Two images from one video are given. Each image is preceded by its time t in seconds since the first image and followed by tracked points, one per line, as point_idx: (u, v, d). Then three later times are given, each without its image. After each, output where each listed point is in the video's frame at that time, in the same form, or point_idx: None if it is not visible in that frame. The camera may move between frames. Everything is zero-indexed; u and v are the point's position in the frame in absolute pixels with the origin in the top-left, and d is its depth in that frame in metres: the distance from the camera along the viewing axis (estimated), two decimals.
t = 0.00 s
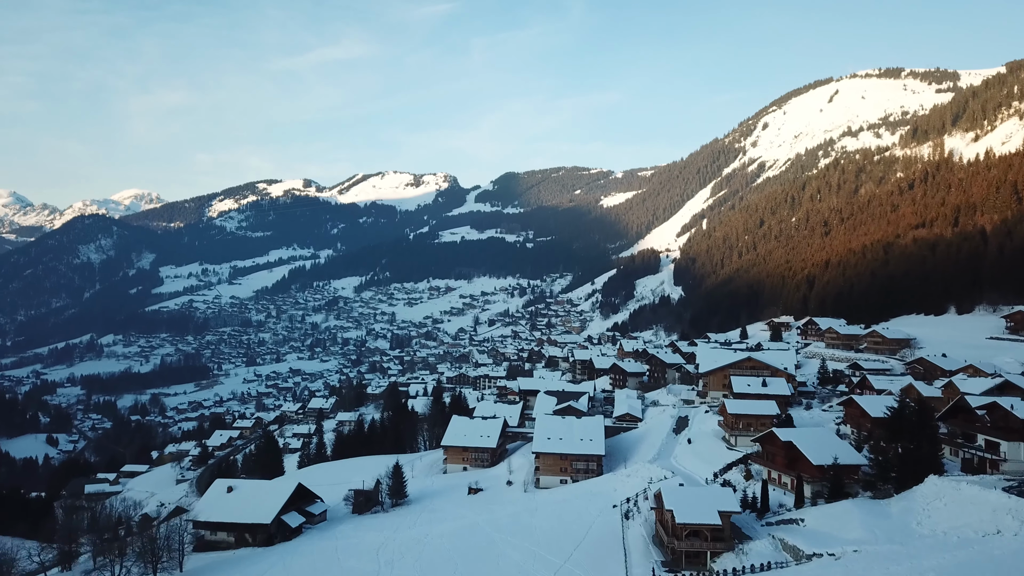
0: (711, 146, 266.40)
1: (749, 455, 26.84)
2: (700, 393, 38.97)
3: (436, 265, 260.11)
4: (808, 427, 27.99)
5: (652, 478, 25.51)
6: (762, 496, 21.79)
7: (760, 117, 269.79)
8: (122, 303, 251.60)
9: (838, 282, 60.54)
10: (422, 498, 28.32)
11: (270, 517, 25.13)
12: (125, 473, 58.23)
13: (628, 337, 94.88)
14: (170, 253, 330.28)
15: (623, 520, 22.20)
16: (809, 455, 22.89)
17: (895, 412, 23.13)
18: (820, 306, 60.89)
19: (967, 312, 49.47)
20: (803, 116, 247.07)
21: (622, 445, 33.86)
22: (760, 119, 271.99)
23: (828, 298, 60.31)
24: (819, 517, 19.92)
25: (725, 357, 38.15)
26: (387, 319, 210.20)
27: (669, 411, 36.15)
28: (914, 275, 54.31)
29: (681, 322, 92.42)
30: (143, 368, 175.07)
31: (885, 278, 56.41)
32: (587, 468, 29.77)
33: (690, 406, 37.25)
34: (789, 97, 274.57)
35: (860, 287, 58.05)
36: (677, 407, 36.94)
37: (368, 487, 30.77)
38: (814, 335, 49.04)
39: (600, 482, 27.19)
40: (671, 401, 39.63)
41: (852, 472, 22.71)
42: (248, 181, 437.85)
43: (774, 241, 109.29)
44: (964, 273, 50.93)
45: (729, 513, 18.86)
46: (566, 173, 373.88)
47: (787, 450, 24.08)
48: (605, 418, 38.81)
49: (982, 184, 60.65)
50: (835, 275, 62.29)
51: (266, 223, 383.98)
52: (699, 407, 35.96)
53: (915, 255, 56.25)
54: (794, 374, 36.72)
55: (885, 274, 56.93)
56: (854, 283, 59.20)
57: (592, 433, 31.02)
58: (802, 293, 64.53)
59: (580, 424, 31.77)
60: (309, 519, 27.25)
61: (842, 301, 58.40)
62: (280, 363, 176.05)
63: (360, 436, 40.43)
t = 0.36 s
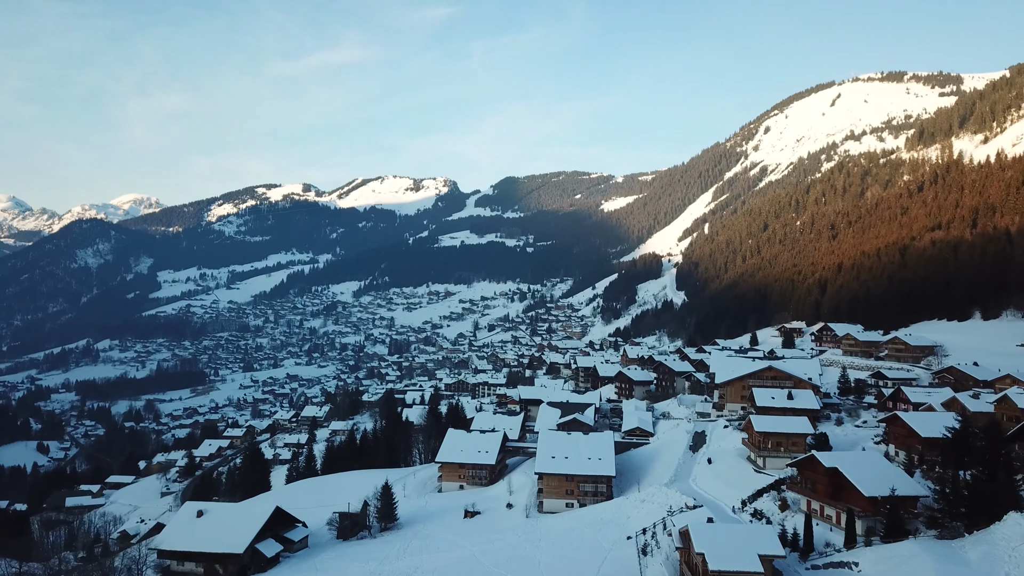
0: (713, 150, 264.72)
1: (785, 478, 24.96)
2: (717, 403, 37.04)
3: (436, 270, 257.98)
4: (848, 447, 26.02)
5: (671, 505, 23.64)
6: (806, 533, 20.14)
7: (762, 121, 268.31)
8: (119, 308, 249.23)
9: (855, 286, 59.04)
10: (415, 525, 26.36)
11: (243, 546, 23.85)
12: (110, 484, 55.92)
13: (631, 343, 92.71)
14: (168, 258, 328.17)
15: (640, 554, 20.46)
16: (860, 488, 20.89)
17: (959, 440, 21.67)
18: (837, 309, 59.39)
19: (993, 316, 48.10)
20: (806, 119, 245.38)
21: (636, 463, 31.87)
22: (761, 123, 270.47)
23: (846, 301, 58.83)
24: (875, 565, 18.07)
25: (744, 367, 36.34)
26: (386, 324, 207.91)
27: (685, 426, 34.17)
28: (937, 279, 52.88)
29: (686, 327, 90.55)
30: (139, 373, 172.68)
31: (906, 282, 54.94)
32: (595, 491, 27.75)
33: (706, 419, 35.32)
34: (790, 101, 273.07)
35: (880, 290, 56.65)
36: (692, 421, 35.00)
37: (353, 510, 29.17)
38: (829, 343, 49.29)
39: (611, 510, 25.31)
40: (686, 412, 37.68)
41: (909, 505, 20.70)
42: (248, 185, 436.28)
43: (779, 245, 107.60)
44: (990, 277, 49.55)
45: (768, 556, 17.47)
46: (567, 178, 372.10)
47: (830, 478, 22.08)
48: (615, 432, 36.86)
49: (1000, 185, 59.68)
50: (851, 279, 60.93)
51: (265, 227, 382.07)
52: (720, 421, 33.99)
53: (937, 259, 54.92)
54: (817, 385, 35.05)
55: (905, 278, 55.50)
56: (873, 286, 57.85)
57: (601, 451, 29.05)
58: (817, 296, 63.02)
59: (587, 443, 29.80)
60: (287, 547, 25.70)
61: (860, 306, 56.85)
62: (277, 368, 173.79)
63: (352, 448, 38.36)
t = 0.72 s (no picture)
0: (714, 155, 263.47)
1: (828, 509, 22.88)
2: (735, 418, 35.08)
3: (435, 276, 256.11)
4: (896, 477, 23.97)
5: (692, 537, 21.73)
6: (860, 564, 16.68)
7: (763, 127, 267.28)
8: (115, 314, 246.91)
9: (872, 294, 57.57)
10: (406, 556, 24.43)
11: None
12: (94, 498, 53.80)
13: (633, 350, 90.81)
14: (166, 264, 326.24)
15: None
16: (924, 526, 18.22)
17: None
18: (853, 317, 58.05)
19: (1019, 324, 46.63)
20: (807, 125, 244.27)
21: (651, 485, 29.93)
22: (762, 129, 269.47)
23: (863, 309, 57.51)
24: None
25: (764, 380, 34.43)
26: (385, 331, 205.84)
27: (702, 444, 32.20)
28: (958, 287, 51.45)
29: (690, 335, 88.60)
30: (134, 380, 170.33)
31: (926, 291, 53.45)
32: (604, 519, 25.79)
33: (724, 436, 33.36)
34: (791, 107, 272.14)
35: (898, 298, 55.34)
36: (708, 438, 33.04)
37: (337, 537, 27.12)
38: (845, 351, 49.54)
39: (623, 542, 23.37)
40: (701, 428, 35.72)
41: (985, 545, 17.86)
42: (246, 192, 434.93)
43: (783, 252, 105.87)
44: (1015, 283, 48.06)
45: None
46: (566, 184, 370.76)
47: (886, 515, 19.56)
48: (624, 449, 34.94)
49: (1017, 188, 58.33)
50: (866, 286, 59.64)
51: (264, 234, 380.34)
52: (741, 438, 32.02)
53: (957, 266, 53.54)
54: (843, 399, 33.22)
55: (924, 286, 54.03)
56: (890, 293, 56.57)
57: (610, 474, 27.14)
58: (831, 303, 61.71)
59: (595, 465, 27.84)
60: None
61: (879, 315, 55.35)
62: (274, 375, 171.53)
63: (342, 463, 36.50)
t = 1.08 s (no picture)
0: (715, 161, 262.14)
1: (885, 550, 20.41)
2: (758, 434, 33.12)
3: (434, 282, 254.16)
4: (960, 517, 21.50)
5: None
6: None
7: (764, 133, 266.29)
8: (112, 321, 244.65)
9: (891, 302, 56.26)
10: None
11: None
12: (76, 512, 51.57)
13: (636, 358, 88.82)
14: (164, 270, 324.03)
15: None
16: None
17: None
18: (871, 326, 56.82)
19: None
20: (808, 131, 243.14)
21: (669, 507, 27.89)
22: (763, 135, 268.42)
23: (882, 318, 56.24)
24: None
25: (787, 394, 32.48)
26: (383, 338, 203.70)
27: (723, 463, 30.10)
28: (982, 293, 50.12)
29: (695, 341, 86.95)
30: (130, 387, 168.01)
31: (948, 297, 52.10)
32: (614, 551, 23.73)
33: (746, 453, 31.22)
34: (792, 113, 271.11)
35: (918, 305, 54.05)
36: (727, 456, 31.03)
37: (321, 568, 25.04)
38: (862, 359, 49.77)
39: None
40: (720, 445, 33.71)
41: None
42: (245, 198, 433.35)
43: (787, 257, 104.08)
44: None
45: None
46: (566, 190, 369.28)
47: (966, 565, 16.57)
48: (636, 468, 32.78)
49: None
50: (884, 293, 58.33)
51: (262, 240, 378.54)
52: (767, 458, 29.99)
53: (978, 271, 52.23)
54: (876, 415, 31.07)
55: (945, 292, 52.73)
56: (910, 301, 55.26)
57: (624, 501, 25.01)
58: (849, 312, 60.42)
59: (608, 491, 25.71)
60: None
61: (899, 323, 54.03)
62: (271, 383, 169.17)
63: (332, 478, 34.56)
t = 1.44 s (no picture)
0: (715, 165, 260.64)
1: None
2: (781, 449, 30.06)
3: (433, 286, 252.15)
4: None
5: None
6: None
7: (765, 136, 264.77)
8: (108, 326, 242.39)
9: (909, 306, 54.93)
10: None
11: None
12: (57, 525, 49.37)
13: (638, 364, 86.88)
14: (162, 275, 321.92)
15: None
16: None
17: None
18: (889, 330, 55.15)
19: None
20: (810, 134, 241.62)
21: (689, 536, 25.76)
22: (765, 138, 266.91)
23: (901, 322, 54.62)
24: None
25: (814, 405, 29.39)
26: (381, 343, 201.54)
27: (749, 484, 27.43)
28: (1005, 296, 48.80)
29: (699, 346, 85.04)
30: (125, 393, 165.64)
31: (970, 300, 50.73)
32: None
33: (770, 473, 28.51)
34: (793, 116, 269.75)
35: (939, 309, 52.45)
36: (751, 476, 28.40)
37: None
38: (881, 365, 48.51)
39: None
40: (739, 463, 30.96)
41: None
42: (244, 203, 431.58)
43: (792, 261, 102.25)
44: None
45: None
46: (566, 195, 367.66)
47: None
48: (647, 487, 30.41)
49: None
50: (902, 297, 56.75)
51: (261, 244, 376.68)
52: (798, 477, 27.29)
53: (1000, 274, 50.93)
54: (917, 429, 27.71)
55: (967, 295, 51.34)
56: (929, 305, 53.74)
57: (641, 529, 22.89)
58: (865, 316, 58.81)
59: (620, 517, 23.61)
60: None
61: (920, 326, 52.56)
62: (267, 388, 166.81)
63: (320, 492, 32.54)
